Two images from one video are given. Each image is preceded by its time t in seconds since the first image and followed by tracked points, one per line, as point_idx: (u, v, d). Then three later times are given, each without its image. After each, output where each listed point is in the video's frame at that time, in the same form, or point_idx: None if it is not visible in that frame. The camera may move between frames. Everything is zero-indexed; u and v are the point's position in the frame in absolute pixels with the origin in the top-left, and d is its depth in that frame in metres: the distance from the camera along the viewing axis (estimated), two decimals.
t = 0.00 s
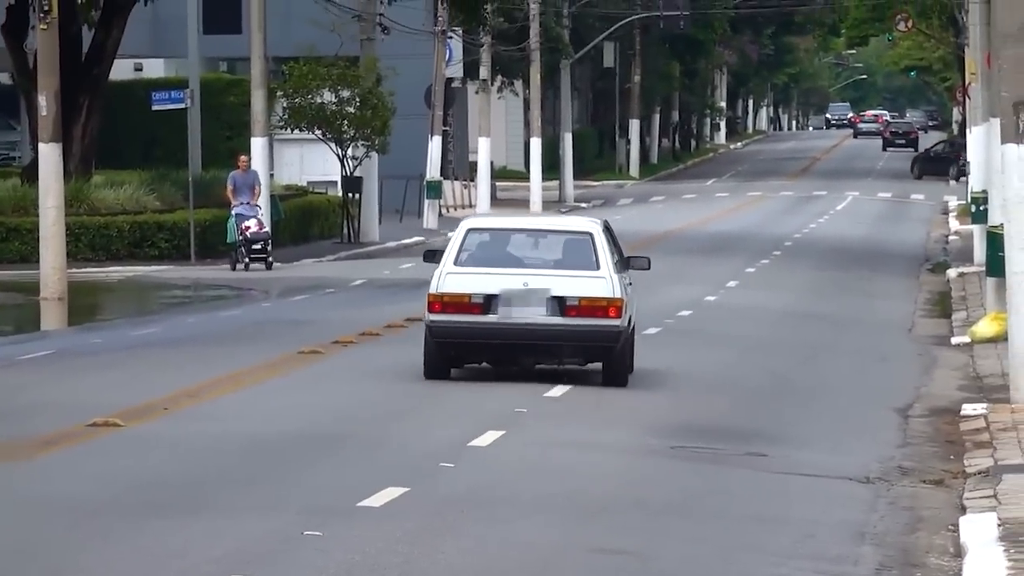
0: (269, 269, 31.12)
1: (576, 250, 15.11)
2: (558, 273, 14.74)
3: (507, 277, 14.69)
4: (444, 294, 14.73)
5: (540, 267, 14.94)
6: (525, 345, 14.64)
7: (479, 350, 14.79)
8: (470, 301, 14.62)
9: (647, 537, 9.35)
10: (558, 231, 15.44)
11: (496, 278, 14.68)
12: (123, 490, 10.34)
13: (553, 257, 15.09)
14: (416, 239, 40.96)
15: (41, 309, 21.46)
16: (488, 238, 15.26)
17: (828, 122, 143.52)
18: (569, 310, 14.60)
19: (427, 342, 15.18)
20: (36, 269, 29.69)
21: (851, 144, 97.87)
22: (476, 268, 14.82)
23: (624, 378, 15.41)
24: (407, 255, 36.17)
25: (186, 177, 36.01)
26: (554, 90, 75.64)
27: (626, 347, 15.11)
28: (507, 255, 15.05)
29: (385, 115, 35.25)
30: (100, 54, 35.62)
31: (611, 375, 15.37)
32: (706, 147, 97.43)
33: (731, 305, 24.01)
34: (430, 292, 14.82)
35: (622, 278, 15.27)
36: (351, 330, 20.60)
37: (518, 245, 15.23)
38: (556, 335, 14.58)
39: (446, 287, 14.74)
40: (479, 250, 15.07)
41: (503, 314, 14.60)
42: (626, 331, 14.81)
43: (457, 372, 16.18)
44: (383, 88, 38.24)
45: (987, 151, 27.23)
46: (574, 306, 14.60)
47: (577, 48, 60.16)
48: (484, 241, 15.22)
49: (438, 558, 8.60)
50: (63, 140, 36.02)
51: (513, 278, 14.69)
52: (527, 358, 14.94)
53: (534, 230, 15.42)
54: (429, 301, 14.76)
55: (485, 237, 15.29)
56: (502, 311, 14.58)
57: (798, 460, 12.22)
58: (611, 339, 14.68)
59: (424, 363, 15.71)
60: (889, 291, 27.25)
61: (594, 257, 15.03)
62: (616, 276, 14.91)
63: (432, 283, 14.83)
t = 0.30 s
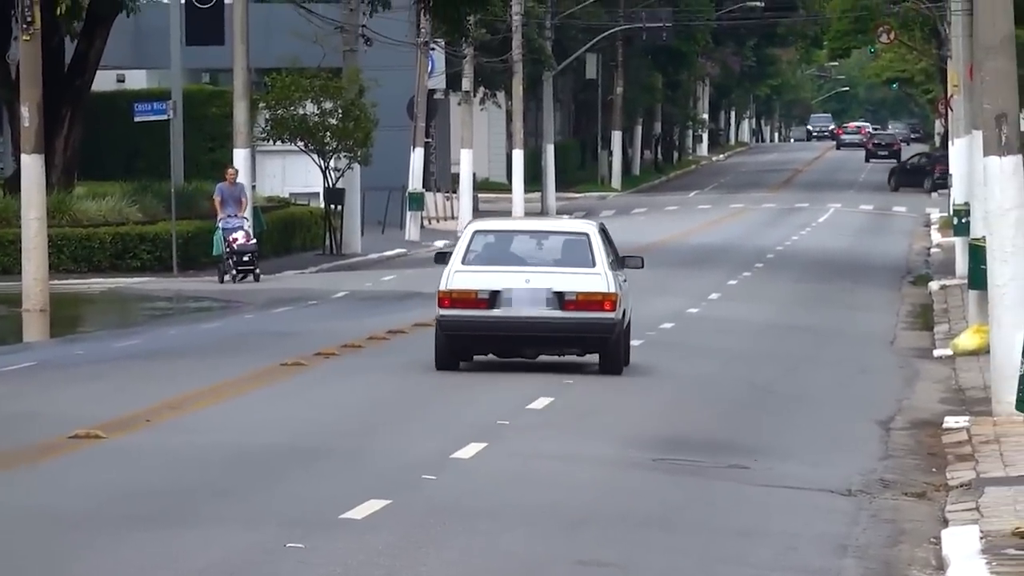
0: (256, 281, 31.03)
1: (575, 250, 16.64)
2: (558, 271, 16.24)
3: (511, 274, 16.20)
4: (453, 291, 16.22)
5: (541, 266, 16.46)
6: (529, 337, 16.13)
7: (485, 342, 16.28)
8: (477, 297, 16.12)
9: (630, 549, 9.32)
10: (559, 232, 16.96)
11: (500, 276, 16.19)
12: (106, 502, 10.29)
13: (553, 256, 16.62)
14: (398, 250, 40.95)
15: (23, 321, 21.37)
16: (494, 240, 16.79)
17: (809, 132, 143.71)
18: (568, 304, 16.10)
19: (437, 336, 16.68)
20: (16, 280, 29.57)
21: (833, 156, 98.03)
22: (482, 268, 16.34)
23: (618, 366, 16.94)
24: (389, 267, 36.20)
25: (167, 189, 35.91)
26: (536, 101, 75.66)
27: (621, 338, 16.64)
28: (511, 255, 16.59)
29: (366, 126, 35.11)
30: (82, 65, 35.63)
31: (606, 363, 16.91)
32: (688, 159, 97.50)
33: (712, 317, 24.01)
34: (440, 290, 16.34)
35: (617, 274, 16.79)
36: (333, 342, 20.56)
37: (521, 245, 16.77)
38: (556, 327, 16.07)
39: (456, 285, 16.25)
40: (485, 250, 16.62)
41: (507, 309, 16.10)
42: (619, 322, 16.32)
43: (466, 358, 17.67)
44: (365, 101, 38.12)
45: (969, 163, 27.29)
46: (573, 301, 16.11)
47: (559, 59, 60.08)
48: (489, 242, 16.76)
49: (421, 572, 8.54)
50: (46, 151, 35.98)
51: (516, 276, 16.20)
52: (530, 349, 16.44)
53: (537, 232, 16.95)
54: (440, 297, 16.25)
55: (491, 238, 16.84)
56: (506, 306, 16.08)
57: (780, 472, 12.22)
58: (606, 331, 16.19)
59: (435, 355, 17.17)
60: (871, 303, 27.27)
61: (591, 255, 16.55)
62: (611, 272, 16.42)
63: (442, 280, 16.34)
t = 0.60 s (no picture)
0: (243, 293, 30.87)
1: (577, 255, 18.18)
2: (561, 274, 17.76)
3: (518, 277, 17.73)
4: (465, 292, 17.76)
5: (547, 269, 18.00)
6: (534, 335, 17.64)
7: (494, 339, 17.80)
8: (487, 298, 17.65)
9: (614, 560, 9.32)
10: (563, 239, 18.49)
11: (508, 279, 17.71)
12: (91, 513, 10.27)
13: (557, 260, 18.16)
14: (381, 262, 40.91)
15: (5, 332, 21.35)
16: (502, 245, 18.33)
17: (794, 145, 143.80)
18: (570, 305, 17.61)
19: (450, 333, 18.20)
20: None
21: (816, 168, 98.24)
22: (492, 270, 17.87)
23: (616, 361, 18.47)
24: (372, 278, 36.18)
25: (151, 200, 35.79)
26: (521, 113, 75.70)
27: (619, 336, 18.16)
28: (519, 259, 18.12)
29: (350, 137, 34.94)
30: (66, 76, 35.59)
31: (606, 358, 18.43)
32: (671, 172, 97.54)
33: (696, 330, 24.05)
34: (453, 291, 17.86)
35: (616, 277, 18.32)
36: (317, 353, 20.57)
37: (528, 250, 18.30)
38: (559, 325, 17.59)
39: (467, 286, 17.78)
40: (495, 255, 18.16)
41: (513, 309, 17.61)
42: (617, 322, 17.83)
43: (475, 355, 19.17)
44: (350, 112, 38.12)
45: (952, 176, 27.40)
46: (574, 302, 17.62)
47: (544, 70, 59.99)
48: (499, 247, 18.31)
49: None
50: (30, 161, 35.92)
51: (523, 279, 17.71)
52: (535, 346, 17.96)
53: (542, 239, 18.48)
54: (453, 298, 17.78)
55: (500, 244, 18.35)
56: (513, 307, 17.59)
57: (763, 484, 12.25)
58: (605, 329, 17.70)
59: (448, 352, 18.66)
60: (854, 316, 27.34)
61: (593, 261, 18.08)
62: (610, 276, 17.95)
63: (456, 282, 17.88)
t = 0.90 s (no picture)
0: (227, 303, 30.78)
1: (579, 260, 19.73)
2: (563, 277, 19.29)
3: (523, 280, 19.26)
4: (473, 292, 19.29)
5: (551, 272, 19.53)
6: (537, 332, 19.12)
7: (501, 336, 19.28)
8: (495, 298, 19.16)
9: (591, 570, 9.31)
10: (565, 245, 20.07)
11: (513, 280, 19.23)
12: (71, 520, 10.25)
13: (560, 264, 19.70)
14: (362, 272, 40.86)
15: None
16: (509, 250, 19.89)
17: (771, 155, 144.09)
18: (571, 304, 19.12)
19: (461, 332, 19.70)
20: None
21: (797, 179, 98.42)
22: (499, 274, 19.40)
23: (615, 356, 19.93)
24: (353, 288, 36.18)
25: (131, 209, 35.70)
26: (502, 124, 75.78)
27: (616, 334, 19.66)
28: (524, 262, 19.67)
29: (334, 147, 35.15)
30: (47, 85, 35.50)
31: (605, 353, 19.91)
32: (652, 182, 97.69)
33: (677, 339, 24.06)
34: (463, 292, 19.38)
35: (614, 281, 19.87)
36: (297, 362, 20.57)
37: (532, 255, 19.88)
38: (561, 323, 19.09)
39: (476, 287, 19.31)
40: (502, 259, 19.72)
41: (518, 308, 19.12)
42: (615, 320, 19.33)
43: (482, 353, 20.64)
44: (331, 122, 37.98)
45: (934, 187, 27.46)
46: (575, 301, 19.14)
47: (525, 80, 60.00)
48: (506, 251, 19.88)
49: None
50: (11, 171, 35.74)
51: (527, 281, 19.24)
52: (539, 344, 19.43)
53: (546, 246, 20.04)
54: (463, 298, 19.30)
55: (506, 250, 19.92)
56: (518, 307, 19.10)
57: (743, 494, 12.23)
58: (604, 328, 19.20)
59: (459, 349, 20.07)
60: (835, 327, 27.39)
61: (593, 265, 19.62)
62: (608, 278, 19.47)
63: (465, 284, 19.40)
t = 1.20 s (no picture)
0: (215, 314, 30.69)
1: (583, 267, 21.29)
2: (568, 282, 20.84)
3: (532, 285, 20.78)
4: (486, 296, 20.81)
5: (557, 277, 21.09)
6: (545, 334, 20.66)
7: (512, 337, 20.82)
8: (506, 302, 20.69)
9: None
10: (570, 253, 21.64)
11: (523, 285, 20.76)
12: (57, 532, 10.21)
13: (565, 270, 21.26)
14: (347, 283, 40.84)
15: None
16: (519, 258, 21.45)
17: (755, 168, 144.26)
18: (577, 307, 20.67)
19: (475, 333, 21.22)
20: None
21: (782, 191, 98.51)
22: (509, 280, 20.94)
23: (616, 356, 21.46)
24: (338, 299, 36.18)
25: (117, 220, 35.62)
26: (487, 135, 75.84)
27: (618, 335, 21.22)
28: (533, 269, 21.22)
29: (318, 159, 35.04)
30: (32, 96, 35.37)
31: (608, 353, 21.45)
32: (637, 194, 97.73)
33: (662, 351, 24.12)
34: (477, 296, 20.94)
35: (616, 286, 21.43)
36: (282, 373, 20.55)
37: (540, 262, 21.43)
38: (567, 324, 20.62)
39: (489, 292, 20.83)
40: (512, 266, 21.27)
41: (528, 311, 20.64)
42: (617, 323, 20.89)
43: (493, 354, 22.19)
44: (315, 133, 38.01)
45: (918, 199, 27.57)
46: (580, 305, 20.68)
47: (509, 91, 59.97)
48: (515, 259, 21.44)
49: None
50: None
51: (536, 286, 20.77)
52: (546, 344, 20.96)
53: (553, 254, 21.60)
54: (476, 302, 20.84)
55: (516, 257, 21.48)
56: (528, 309, 20.63)
57: (729, 506, 12.24)
58: (606, 330, 20.76)
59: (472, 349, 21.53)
60: (819, 339, 27.45)
61: (597, 271, 21.18)
62: (611, 284, 21.03)
63: (479, 289, 20.95)
